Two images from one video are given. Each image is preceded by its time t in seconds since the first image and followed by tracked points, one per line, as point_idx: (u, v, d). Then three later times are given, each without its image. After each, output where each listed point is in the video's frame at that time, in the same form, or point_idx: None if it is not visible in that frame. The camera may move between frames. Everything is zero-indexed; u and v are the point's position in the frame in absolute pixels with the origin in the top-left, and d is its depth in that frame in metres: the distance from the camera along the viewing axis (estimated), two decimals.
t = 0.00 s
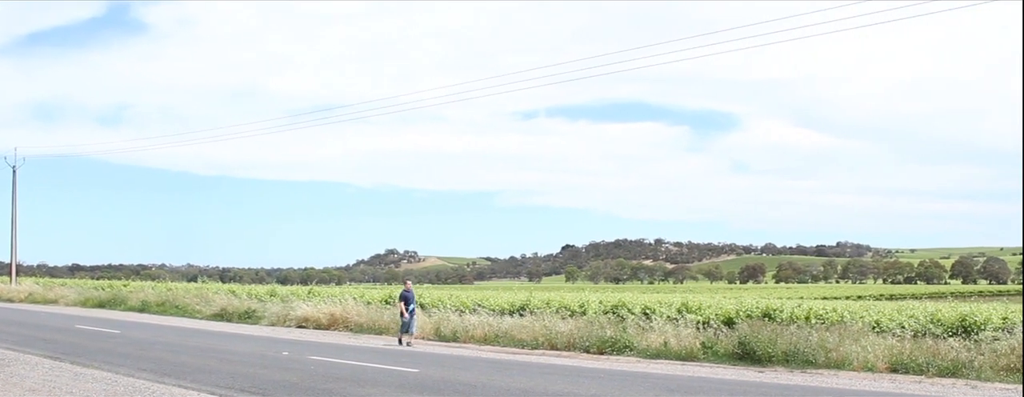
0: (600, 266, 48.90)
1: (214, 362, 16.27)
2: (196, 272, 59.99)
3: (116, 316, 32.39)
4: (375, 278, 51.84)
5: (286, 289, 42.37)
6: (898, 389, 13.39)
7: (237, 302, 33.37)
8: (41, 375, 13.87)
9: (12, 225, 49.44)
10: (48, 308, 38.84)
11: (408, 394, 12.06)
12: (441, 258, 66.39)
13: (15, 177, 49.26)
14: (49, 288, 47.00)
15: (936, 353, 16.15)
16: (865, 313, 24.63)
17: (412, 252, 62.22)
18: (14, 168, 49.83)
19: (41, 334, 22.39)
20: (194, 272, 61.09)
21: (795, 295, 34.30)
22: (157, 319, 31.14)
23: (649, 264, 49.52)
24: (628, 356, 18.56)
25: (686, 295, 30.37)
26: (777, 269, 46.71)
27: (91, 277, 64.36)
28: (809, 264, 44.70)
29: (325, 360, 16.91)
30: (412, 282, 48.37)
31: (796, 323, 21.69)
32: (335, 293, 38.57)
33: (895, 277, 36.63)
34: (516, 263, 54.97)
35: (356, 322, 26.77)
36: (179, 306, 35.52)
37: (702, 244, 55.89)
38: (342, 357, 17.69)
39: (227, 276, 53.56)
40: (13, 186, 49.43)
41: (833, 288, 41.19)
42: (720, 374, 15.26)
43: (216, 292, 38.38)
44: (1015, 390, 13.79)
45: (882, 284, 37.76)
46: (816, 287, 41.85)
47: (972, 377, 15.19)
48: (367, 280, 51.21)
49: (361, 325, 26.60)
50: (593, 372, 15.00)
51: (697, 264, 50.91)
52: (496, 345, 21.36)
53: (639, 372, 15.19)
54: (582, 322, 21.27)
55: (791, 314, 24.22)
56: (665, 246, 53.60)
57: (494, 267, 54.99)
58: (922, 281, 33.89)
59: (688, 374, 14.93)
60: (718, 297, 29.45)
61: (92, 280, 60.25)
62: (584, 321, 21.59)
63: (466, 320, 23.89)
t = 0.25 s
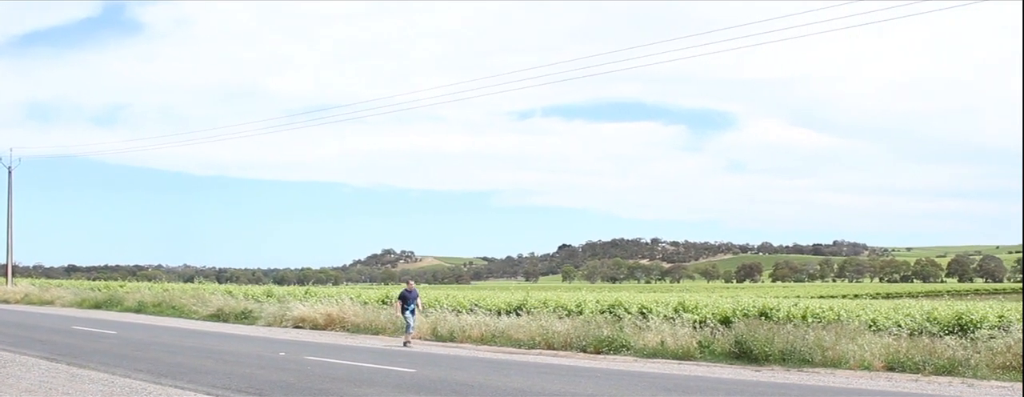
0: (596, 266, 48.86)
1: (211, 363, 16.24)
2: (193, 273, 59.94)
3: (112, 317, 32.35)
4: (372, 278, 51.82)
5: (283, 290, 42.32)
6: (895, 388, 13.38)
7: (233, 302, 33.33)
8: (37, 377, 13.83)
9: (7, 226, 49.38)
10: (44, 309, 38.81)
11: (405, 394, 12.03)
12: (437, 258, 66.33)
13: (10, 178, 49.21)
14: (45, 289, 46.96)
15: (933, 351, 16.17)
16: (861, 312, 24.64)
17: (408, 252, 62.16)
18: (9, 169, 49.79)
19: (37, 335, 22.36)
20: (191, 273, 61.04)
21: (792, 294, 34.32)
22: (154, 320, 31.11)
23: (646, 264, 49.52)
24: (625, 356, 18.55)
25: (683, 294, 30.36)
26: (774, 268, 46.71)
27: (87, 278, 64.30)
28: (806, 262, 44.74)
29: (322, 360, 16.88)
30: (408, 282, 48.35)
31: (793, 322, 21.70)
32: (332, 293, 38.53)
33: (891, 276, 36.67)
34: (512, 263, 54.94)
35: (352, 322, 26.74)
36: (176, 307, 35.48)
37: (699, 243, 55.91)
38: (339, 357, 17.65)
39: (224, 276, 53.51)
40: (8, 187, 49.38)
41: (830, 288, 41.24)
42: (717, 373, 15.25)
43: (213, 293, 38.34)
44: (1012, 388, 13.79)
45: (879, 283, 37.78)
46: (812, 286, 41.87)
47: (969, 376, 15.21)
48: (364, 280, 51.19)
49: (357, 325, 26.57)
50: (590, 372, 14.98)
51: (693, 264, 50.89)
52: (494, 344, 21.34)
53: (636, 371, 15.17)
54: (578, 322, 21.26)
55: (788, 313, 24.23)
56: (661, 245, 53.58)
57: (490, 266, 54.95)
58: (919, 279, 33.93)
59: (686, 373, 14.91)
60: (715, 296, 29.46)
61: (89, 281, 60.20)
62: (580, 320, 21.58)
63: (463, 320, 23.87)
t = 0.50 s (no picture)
0: (593, 266, 48.85)
1: (207, 363, 16.23)
2: (189, 274, 59.84)
3: (108, 317, 32.32)
4: (369, 278, 51.80)
5: (279, 290, 42.28)
6: (891, 388, 13.41)
7: (229, 303, 33.31)
8: (32, 377, 13.81)
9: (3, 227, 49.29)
10: (39, 309, 38.75)
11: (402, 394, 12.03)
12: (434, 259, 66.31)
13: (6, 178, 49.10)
14: (41, 289, 46.90)
15: (929, 351, 16.20)
16: (857, 312, 24.66)
17: (405, 252, 62.16)
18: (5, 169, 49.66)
19: (32, 336, 22.33)
20: (187, 273, 60.97)
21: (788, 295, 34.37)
22: (150, 320, 31.05)
23: (643, 264, 49.55)
24: (622, 356, 18.57)
25: (679, 294, 30.39)
26: (770, 268, 46.76)
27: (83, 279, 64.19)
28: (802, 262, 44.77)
29: (318, 361, 16.88)
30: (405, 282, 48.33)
31: (790, 322, 21.73)
32: (328, 294, 38.52)
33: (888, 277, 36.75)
34: (509, 263, 54.93)
35: (349, 323, 26.74)
36: (172, 307, 35.45)
37: (695, 243, 55.99)
38: (335, 358, 17.66)
39: (221, 276, 53.47)
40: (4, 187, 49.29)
41: (826, 288, 41.33)
42: (714, 374, 15.26)
43: (209, 293, 38.31)
44: (1007, 388, 13.83)
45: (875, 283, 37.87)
46: (808, 286, 41.93)
47: (964, 375, 15.24)
48: (360, 281, 51.19)
49: (354, 326, 26.57)
50: (587, 372, 14.98)
51: (690, 264, 50.92)
52: (490, 345, 21.35)
53: (632, 371, 15.19)
54: (575, 322, 21.27)
55: (784, 314, 24.26)
56: (658, 246, 53.58)
57: (487, 267, 54.92)
58: (915, 280, 34.01)
59: (682, 373, 14.92)
60: (711, 297, 29.47)
61: (84, 281, 60.12)
62: (577, 321, 21.59)
63: (459, 320, 23.89)
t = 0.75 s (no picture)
0: (588, 267, 48.82)
1: (201, 366, 16.21)
2: (184, 276, 59.71)
3: (102, 320, 32.25)
4: (363, 280, 51.75)
5: (274, 292, 42.29)
6: (885, 388, 13.44)
7: (224, 305, 33.27)
8: (26, 381, 13.78)
9: None
10: (33, 312, 38.63)
11: None
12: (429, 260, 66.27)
13: None
14: (35, 293, 46.78)
15: (923, 351, 16.23)
16: (852, 312, 24.69)
17: (400, 254, 62.12)
18: None
19: (26, 339, 22.28)
20: (182, 276, 60.83)
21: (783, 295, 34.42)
22: (144, 323, 31.00)
23: (637, 266, 49.54)
24: (617, 357, 18.57)
25: (674, 296, 30.39)
26: (765, 269, 46.79)
27: (77, 282, 64.02)
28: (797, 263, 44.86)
29: (313, 363, 16.87)
30: (399, 284, 48.28)
31: (784, 323, 21.75)
32: (323, 296, 38.45)
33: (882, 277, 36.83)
34: (504, 265, 54.89)
35: (344, 325, 26.72)
36: (166, 310, 35.39)
37: (690, 244, 56.00)
38: (330, 360, 17.67)
39: (215, 279, 53.37)
40: None
41: (821, 288, 41.39)
42: (709, 374, 15.27)
43: (203, 296, 38.24)
44: (1001, 387, 13.87)
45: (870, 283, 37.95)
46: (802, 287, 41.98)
47: (958, 375, 15.28)
48: (355, 283, 51.13)
49: (349, 328, 26.55)
50: (582, 373, 15.00)
51: (685, 265, 50.90)
52: (485, 346, 21.35)
53: (627, 373, 15.20)
54: (570, 323, 21.27)
55: (779, 314, 24.28)
56: (652, 247, 53.58)
57: (482, 268, 54.87)
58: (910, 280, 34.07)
59: (677, 374, 14.94)
60: (706, 298, 29.48)
61: (78, 284, 59.95)
62: (572, 322, 21.58)
63: (454, 322, 23.87)
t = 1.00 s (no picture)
0: (582, 268, 48.76)
1: (195, 368, 16.18)
2: (177, 277, 59.59)
3: (95, 322, 32.17)
4: (357, 281, 51.69)
5: (267, 293, 42.23)
6: (877, 388, 13.47)
7: (217, 306, 33.22)
8: (18, 382, 13.75)
9: None
10: (26, 314, 38.52)
11: None
12: (422, 261, 66.22)
13: None
14: (27, 294, 46.65)
15: (916, 351, 16.25)
16: (845, 313, 24.72)
17: (393, 255, 62.06)
18: None
19: (18, 341, 22.21)
20: (175, 277, 60.69)
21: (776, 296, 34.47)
22: (138, 324, 30.93)
23: (631, 267, 49.52)
24: (611, 358, 18.58)
25: (668, 296, 30.40)
26: (759, 270, 46.82)
27: (69, 283, 63.88)
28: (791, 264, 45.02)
29: (306, 364, 16.84)
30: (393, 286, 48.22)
31: (777, 323, 21.78)
32: (317, 297, 38.41)
33: (875, 277, 36.97)
34: (498, 266, 54.85)
35: (337, 326, 26.69)
36: (159, 311, 35.31)
37: (683, 244, 56.02)
38: (324, 361, 17.64)
39: (208, 280, 53.27)
40: None
41: (814, 288, 41.37)
42: (702, 375, 15.29)
43: (197, 297, 38.16)
44: (993, 387, 13.91)
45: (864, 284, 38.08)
46: (796, 287, 41.99)
47: (951, 375, 15.33)
48: (349, 284, 51.07)
49: (342, 329, 26.52)
50: (575, 374, 15.00)
51: (679, 266, 50.80)
52: (478, 347, 21.34)
53: (620, 373, 15.21)
54: (563, 324, 21.28)
55: (772, 315, 24.31)
56: (646, 248, 53.56)
57: (476, 269, 54.82)
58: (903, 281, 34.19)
59: (671, 375, 14.95)
60: (699, 298, 29.50)
61: (71, 286, 59.80)
62: (565, 323, 21.59)
63: (448, 323, 23.85)
